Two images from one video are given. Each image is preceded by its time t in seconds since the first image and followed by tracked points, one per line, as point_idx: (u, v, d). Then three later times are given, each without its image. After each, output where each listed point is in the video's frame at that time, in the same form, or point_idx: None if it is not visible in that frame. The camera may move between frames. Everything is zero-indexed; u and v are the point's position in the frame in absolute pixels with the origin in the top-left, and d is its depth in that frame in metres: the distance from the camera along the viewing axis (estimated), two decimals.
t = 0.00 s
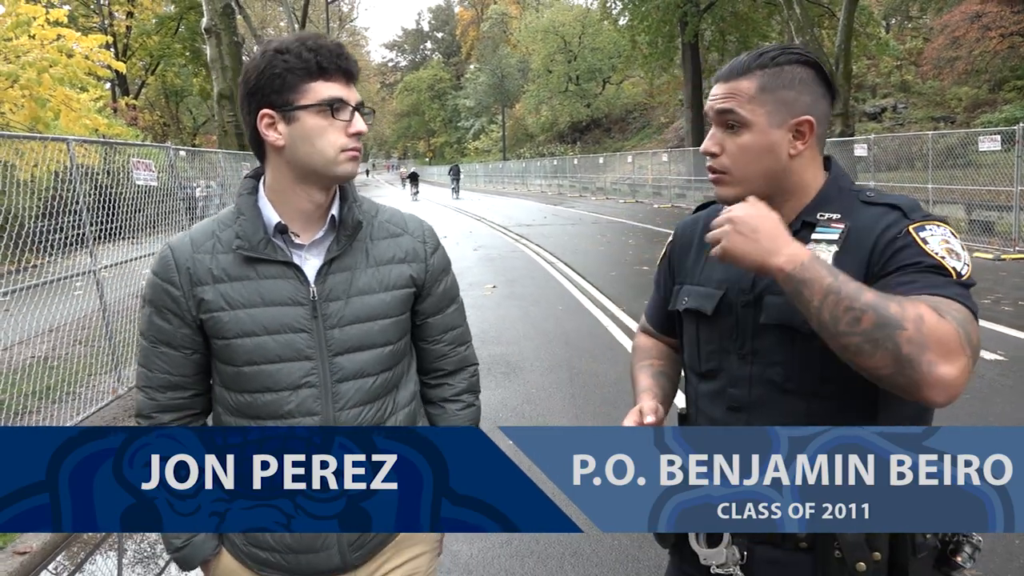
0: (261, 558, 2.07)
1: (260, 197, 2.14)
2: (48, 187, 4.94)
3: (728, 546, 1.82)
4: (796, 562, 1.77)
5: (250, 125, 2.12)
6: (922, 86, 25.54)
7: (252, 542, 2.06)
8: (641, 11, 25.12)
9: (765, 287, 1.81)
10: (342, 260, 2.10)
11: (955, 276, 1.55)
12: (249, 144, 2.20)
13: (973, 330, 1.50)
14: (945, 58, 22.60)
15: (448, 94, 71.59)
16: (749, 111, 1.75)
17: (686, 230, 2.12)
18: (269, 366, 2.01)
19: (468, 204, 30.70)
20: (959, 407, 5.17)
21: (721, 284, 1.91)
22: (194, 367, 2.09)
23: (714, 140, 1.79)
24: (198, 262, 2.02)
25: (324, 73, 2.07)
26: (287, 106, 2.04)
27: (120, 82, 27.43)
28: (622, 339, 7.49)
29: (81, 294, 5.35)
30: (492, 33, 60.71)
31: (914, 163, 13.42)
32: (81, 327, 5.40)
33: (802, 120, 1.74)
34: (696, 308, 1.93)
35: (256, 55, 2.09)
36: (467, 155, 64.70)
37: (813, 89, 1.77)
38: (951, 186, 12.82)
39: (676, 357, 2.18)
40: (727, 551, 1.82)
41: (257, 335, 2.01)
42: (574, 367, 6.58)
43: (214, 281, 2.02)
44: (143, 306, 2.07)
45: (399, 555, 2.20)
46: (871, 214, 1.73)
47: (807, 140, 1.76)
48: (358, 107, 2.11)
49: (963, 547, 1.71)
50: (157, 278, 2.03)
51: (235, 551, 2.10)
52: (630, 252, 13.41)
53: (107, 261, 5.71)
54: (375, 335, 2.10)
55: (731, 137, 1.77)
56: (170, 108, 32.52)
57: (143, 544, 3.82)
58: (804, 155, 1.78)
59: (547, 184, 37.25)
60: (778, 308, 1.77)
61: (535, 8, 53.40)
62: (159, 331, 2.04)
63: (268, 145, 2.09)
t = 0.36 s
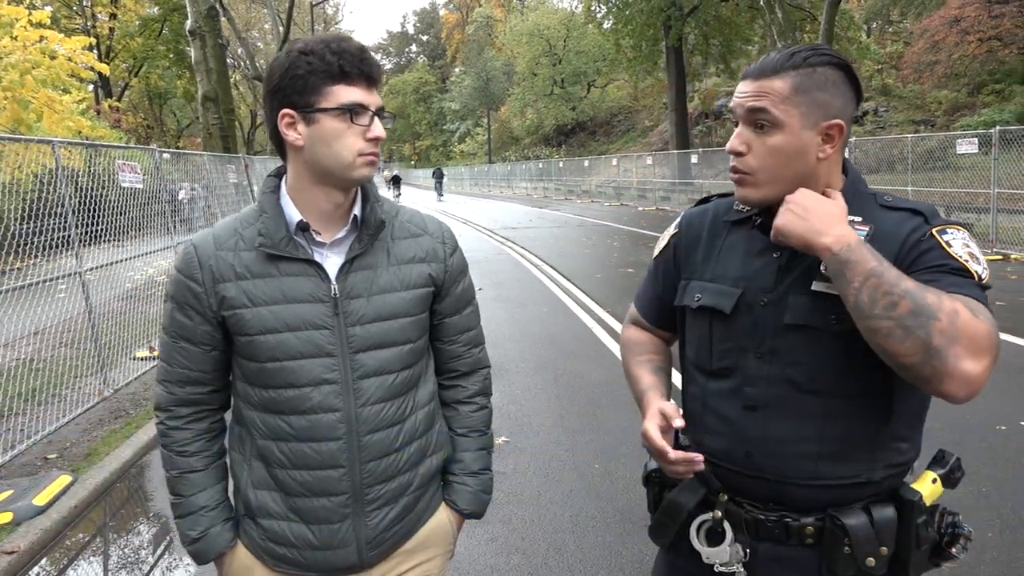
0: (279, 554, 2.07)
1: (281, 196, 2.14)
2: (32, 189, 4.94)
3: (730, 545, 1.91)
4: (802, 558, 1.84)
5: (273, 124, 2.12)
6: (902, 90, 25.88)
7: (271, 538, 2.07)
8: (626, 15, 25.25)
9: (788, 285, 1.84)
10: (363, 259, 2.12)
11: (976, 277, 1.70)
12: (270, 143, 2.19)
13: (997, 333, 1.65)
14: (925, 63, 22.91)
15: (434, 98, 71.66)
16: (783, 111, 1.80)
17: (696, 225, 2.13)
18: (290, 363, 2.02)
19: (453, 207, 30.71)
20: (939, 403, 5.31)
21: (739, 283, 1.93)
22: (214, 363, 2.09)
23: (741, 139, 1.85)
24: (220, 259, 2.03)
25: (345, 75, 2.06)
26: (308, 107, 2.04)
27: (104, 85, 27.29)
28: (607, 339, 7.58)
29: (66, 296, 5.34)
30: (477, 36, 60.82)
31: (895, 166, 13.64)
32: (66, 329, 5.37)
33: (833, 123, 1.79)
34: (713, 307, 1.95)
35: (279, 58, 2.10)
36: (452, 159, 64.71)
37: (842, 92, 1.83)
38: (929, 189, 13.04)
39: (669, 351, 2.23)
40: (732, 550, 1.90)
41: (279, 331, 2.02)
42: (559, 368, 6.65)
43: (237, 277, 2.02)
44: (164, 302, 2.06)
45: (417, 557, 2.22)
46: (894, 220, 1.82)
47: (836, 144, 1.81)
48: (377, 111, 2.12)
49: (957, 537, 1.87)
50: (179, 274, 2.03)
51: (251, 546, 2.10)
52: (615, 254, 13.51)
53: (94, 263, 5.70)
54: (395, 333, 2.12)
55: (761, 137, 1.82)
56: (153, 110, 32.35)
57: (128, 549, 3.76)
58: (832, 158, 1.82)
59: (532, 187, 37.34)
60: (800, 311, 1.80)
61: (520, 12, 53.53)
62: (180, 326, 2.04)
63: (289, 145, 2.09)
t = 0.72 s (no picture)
0: (305, 550, 2.07)
1: (308, 202, 2.16)
2: (33, 196, 4.97)
3: (743, 550, 1.93)
4: (816, 560, 1.87)
5: (299, 133, 2.14)
6: (901, 96, 25.98)
7: (299, 535, 2.07)
8: (624, 21, 25.35)
9: (807, 286, 1.86)
10: (389, 264, 2.14)
11: (991, 280, 1.74)
12: (294, 151, 2.21)
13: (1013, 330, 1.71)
14: (923, 69, 22.99)
15: (433, 105, 71.82)
16: (802, 116, 1.82)
17: (707, 229, 2.14)
18: (317, 366, 2.04)
19: (453, 214, 30.77)
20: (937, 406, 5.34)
21: (756, 285, 1.94)
22: (238, 364, 2.10)
23: (761, 143, 1.86)
24: (249, 263, 2.05)
25: (373, 85, 2.08)
26: (336, 117, 2.06)
27: (104, 92, 27.36)
28: (608, 344, 7.60)
29: (69, 302, 5.37)
30: (476, 43, 61.00)
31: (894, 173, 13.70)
32: (69, 335, 5.40)
33: (850, 128, 1.83)
34: (731, 307, 1.95)
35: (305, 68, 2.11)
36: (451, 165, 64.84)
37: (859, 100, 1.86)
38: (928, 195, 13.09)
39: (672, 354, 2.25)
40: (745, 554, 1.93)
41: (307, 335, 2.04)
42: (559, 372, 6.67)
43: (264, 281, 2.04)
44: (191, 306, 2.08)
45: (434, 556, 2.23)
46: (908, 223, 1.85)
47: (851, 149, 1.84)
48: (403, 118, 2.13)
49: (963, 535, 1.92)
50: (207, 277, 2.05)
51: (273, 543, 2.09)
52: (615, 260, 13.54)
53: (95, 269, 5.73)
54: (420, 337, 2.14)
55: (783, 142, 1.84)
56: (153, 117, 32.43)
57: (128, 555, 3.74)
58: (849, 163, 1.86)
59: (531, 193, 37.39)
60: (819, 311, 1.83)
61: (520, 19, 53.71)
62: (206, 328, 2.06)
63: (317, 155, 2.12)
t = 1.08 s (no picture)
0: (309, 548, 2.08)
1: (312, 201, 2.17)
2: (31, 200, 4.98)
3: (736, 534, 1.94)
4: (807, 545, 1.88)
5: (303, 135, 2.14)
6: (897, 92, 26.01)
7: (302, 532, 2.08)
8: (620, 19, 25.32)
9: (799, 280, 1.88)
10: (393, 262, 2.15)
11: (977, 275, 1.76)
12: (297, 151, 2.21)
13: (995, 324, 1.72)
14: (919, 64, 23.00)
15: (430, 104, 71.81)
16: (799, 112, 1.84)
17: (703, 223, 2.16)
18: (322, 365, 2.05)
19: (451, 213, 30.77)
20: (933, 400, 5.36)
21: (749, 278, 1.96)
22: (241, 363, 2.11)
23: (759, 141, 1.87)
24: (253, 262, 2.05)
25: (378, 87, 2.09)
26: (341, 120, 2.07)
27: (100, 94, 27.34)
28: (607, 341, 7.61)
29: (69, 304, 5.38)
30: (472, 42, 60.95)
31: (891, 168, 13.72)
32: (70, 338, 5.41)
33: (844, 124, 1.85)
34: (725, 300, 1.97)
35: (307, 69, 2.11)
36: (448, 164, 64.82)
37: (852, 94, 1.88)
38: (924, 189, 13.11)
39: (673, 345, 2.27)
40: (738, 539, 1.94)
41: (312, 334, 2.05)
42: (558, 370, 6.68)
43: (268, 280, 2.05)
44: (194, 305, 2.09)
45: (435, 551, 2.24)
46: (899, 216, 1.86)
47: (847, 145, 1.87)
48: (408, 119, 2.14)
49: (953, 523, 1.94)
50: (211, 275, 2.05)
51: (276, 542, 2.10)
52: (613, 258, 13.55)
53: (94, 271, 5.74)
54: (423, 336, 2.16)
55: (778, 138, 1.85)
56: (150, 119, 32.44)
57: (129, 557, 3.74)
58: (842, 159, 1.88)
59: (529, 192, 37.39)
60: (810, 304, 1.85)
61: (516, 17, 53.67)
62: (209, 327, 2.06)
63: (322, 157, 2.12)
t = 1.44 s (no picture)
0: (303, 560, 2.08)
1: (305, 202, 2.16)
2: (38, 198, 5.02)
3: (715, 522, 2.03)
4: (780, 533, 1.96)
5: (297, 133, 2.14)
6: (902, 94, 25.96)
7: (297, 544, 2.08)
8: (625, 20, 25.27)
9: (768, 284, 1.95)
10: (386, 264, 2.16)
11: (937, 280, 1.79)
12: (289, 152, 2.21)
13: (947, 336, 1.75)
14: (925, 66, 22.92)
15: (434, 105, 71.86)
16: (770, 122, 1.89)
17: (684, 226, 2.25)
18: (319, 367, 2.04)
19: (455, 214, 30.78)
20: (934, 402, 5.36)
21: (722, 281, 2.04)
22: (234, 369, 2.08)
23: (732, 151, 1.94)
24: (247, 265, 2.03)
25: (374, 87, 2.09)
26: (337, 120, 2.07)
27: (106, 95, 27.39)
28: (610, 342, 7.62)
29: (80, 303, 5.44)
30: (477, 43, 60.94)
31: (896, 170, 13.68)
32: (80, 336, 5.46)
33: (815, 130, 1.90)
34: (698, 303, 2.06)
35: (302, 68, 2.10)
36: (453, 165, 64.88)
37: (821, 100, 1.93)
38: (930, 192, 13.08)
39: (660, 343, 2.36)
40: (716, 527, 2.03)
41: (309, 336, 2.04)
42: (563, 371, 6.68)
43: (264, 282, 2.04)
44: (183, 308, 2.06)
45: (427, 557, 2.26)
46: (866, 222, 1.91)
47: (820, 150, 1.92)
48: (402, 119, 2.15)
49: (924, 514, 1.98)
50: (202, 278, 2.02)
51: (272, 555, 2.10)
52: (617, 259, 13.55)
53: (103, 271, 5.80)
54: (418, 337, 2.18)
55: (753, 147, 1.91)
56: (156, 120, 32.52)
57: (134, 556, 3.74)
58: (813, 165, 1.94)
59: (533, 193, 37.38)
60: (777, 307, 1.92)
61: (520, 18, 53.67)
62: (201, 332, 2.03)
63: (317, 157, 2.12)
